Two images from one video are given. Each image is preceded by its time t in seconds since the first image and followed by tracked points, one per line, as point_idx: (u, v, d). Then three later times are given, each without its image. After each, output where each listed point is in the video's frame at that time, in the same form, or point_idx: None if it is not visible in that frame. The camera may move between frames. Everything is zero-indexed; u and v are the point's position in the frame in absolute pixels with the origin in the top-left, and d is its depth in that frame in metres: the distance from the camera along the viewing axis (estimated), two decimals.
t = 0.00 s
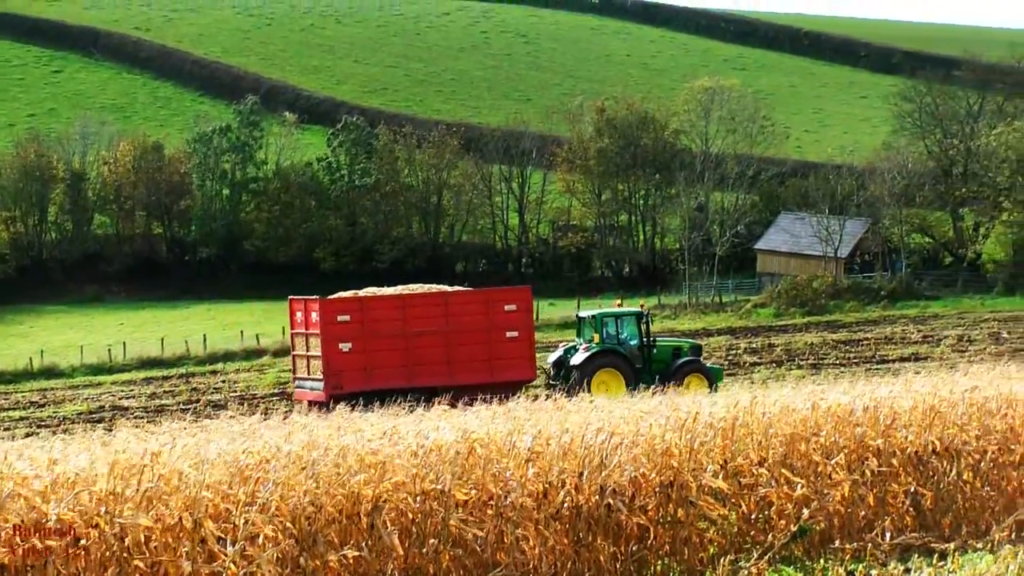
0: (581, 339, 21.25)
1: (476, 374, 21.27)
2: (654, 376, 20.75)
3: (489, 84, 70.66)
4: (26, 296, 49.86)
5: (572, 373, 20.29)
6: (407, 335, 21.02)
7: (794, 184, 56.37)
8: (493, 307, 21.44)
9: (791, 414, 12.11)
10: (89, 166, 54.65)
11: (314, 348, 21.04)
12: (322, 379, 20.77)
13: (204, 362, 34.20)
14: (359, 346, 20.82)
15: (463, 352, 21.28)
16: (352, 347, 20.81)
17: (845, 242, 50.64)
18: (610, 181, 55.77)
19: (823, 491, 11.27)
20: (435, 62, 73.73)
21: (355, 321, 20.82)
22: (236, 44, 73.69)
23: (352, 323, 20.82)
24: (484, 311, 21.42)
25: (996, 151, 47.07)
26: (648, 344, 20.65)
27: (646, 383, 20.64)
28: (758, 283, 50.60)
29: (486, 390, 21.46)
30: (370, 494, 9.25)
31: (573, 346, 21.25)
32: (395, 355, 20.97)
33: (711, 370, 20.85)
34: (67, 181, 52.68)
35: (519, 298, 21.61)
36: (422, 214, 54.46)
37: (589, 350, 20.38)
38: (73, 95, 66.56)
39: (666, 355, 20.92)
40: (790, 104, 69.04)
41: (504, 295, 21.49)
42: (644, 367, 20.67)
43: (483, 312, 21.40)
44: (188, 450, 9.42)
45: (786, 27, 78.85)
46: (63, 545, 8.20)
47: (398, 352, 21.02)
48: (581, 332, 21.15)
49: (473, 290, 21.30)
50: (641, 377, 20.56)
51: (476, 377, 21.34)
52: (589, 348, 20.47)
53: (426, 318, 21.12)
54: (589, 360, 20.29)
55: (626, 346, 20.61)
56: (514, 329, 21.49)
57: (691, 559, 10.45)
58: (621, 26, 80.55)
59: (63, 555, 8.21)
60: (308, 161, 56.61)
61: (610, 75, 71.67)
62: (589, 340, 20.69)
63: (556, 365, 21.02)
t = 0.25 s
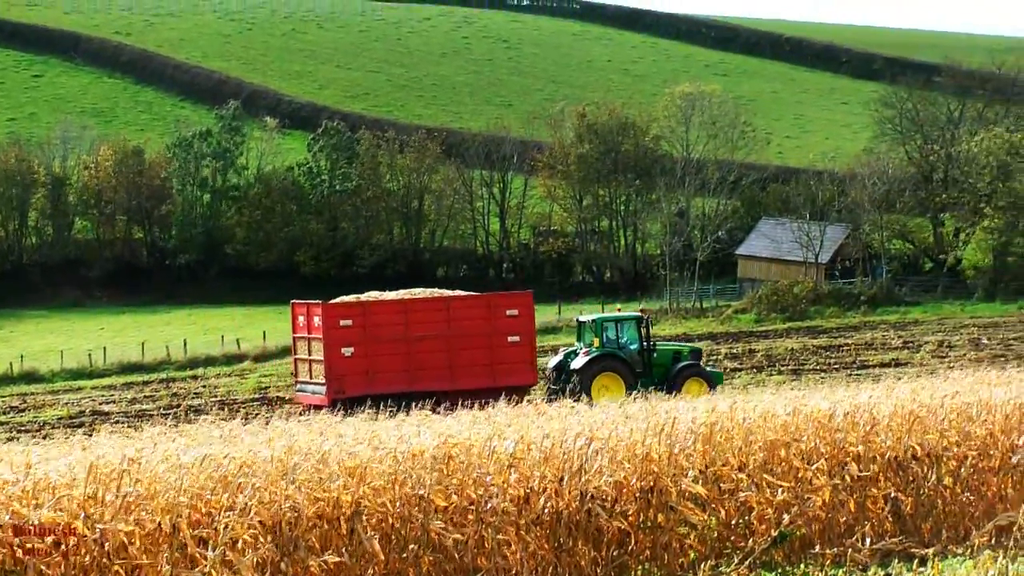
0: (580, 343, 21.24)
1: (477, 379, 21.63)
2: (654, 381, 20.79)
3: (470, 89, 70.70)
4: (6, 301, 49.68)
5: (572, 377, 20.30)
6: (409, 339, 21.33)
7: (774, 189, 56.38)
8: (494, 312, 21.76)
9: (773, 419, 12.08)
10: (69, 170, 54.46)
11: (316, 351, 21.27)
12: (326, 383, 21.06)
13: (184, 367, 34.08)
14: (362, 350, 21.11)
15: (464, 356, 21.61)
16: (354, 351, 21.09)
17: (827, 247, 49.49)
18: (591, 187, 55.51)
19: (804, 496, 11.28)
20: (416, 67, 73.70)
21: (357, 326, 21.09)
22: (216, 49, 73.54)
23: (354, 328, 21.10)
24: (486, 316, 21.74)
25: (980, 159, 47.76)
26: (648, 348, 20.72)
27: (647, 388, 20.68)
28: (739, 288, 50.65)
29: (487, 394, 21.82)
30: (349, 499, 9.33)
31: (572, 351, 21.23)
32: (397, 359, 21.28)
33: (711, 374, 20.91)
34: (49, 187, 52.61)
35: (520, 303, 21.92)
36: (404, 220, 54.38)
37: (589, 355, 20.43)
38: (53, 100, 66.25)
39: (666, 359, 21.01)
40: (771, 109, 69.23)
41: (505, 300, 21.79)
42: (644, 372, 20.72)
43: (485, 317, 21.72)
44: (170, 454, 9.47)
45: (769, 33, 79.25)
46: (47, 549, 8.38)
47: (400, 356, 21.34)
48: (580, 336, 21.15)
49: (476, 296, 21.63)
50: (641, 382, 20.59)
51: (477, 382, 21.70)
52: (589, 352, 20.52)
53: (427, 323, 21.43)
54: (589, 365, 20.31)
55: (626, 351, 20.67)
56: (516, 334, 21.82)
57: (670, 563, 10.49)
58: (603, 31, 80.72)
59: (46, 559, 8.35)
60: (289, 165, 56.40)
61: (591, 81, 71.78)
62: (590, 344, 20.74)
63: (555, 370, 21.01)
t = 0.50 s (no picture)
0: (582, 346, 22.10)
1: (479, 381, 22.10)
2: (655, 383, 21.67)
3: (451, 93, 71.61)
4: None
5: (575, 380, 21.20)
6: (412, 342, 21.81)
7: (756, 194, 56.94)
8: (496, 315, 22.25)
9: (754, 421, 11.93)
10: (50, 173, 55.72)
11: (319, 354, 21.79)
12: (330, 386, 21.52)
13: (165, 370, 34.94)
14: (365, 353, 21.57)
15: (466, 359, 22.09)
16: (357, 353, 21.55)
17: (807, 251, 50.51)
18: (572, 192, 56.30)
19: (784, 499, 11.09)
20: (396, 72, 74.73)
21: (361, 329, 21.57)
22: (198, 52, 74.34)
23: (358, 331, 21.57)
24: (488, 320, 22.23)
25: (962, 162, 48.80)
26: (649, 352, 21.56)
27: (647, 391, 21.55)
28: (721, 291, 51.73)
29: (488, 396, 22.29)
30: (330, 504, 9.70)
31: (575, 353, 22.07)
32: (400, 362, 21.76)
33: (710, 376, 21.80)
34: (30, 189, 53.88)
35: (521, 307, 22.37)
36: (385, 222, 55.31)
37: (591, 358, 21.31)
38: (35, 103, 67.01)
39: (666, 362, 21.92)
40: (752, 114, 70.13)
41: (507, 303, 22.26)
42: (645, 375, 21.58)
43: (486, 321, 22.21)
44: (155, 458, 9.93)
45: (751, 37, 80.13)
46: (30, 554, 8.87)
47: (402, 359, 21.81)
48: (583, 340, 22.00)
49: (477, 300, 22.09)
50: (642, 383, 21.46)
51: (479, 384, 22.18)
52: (591, 356, 21.40)
53: (429, 326, 21.91)
54: (591, 368, 21.21)
55: (629, 354, 21.52)
56: (516, 338, 22.30)
57: (651, 567, 10.51)
58: (584, 35, 81.60)
59: (25, 562, 8.83)
60: (271, 170, 57.54)
61: (572, 84, 72.59)
62: (591, 347, 21.60)
63: (558, 372, 21.88)
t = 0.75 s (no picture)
0: (584, 348, 22.01)
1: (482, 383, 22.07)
2: (657, 386, 21.62)
3: (431, 96, 71.54)
4: None
5: (578, 382, 21.12)
6: (416, 345, 21.70)
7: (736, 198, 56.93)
8: (499, 318, 22.24)
9: (734, 425, 11.83)
10: (30, 175, 55.51)
11: (323, 356, 21.62)
12: (333, 388, 21.31)
13: (144, 373, 34.72)
14: (368, 355, 21.42)
15: (469, 361, 22.04)
16: (360, 356, 21.40)
17: (788, 255, 49.59)
18: (552, 195, 56.33)
19: (764, 504, 11.01)
20: (376, 74, 74.61)
21: (364, 331, 21.39)
22: (178, 54, 73.99)
23: (361, 333, 21.39)
24: (491, 322, 22.21)
25: (942, 168, 49.24)
26: (652, 354, 21.51)
27: (649, 393, 21.50)
28: (700, 295, 51.76)
29: (491, 397, 22.27)
30: (309, 508, 9.60)
31: (577, 355, 21.99)
32: (403, 364, 21.64)
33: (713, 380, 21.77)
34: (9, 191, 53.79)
35: (524, 309, 22.42)
36: (364, 225, 55.16)
37: (594, 360, 21.23)
38: (13, 104, 66.61)
39: (669, 365, 21.87)
40: (732, 118, 70.28)
41: (510, 306, 22.27)
42: (648, 377, 21.53)
43: (490, 323, 22.19)
44: (133, 461, 9.90)
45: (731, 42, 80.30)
46: (6, 556, 8.78)
47: (406, 361, 21.69)
48: (585, 342, 21.91)
49: (481, 302, 22.03)
50: (644, 386, 21.39)
51: (482, 386, 22.14)
52: (594, 358, 21.32)
53: (434, 328, 21.82)
54: (594, 370, 21.13)
55: (631, 356, 21.44)
56: (519, 340, 22.32)
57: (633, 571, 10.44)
58: (565, 39, 81.64)
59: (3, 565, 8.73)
60: (251, 172, 57.40)
61: (552, 88, 72.62)
62: (594, 349, 21.51)
63: (561, 374, 21.79)
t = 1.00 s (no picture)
0: (583, 348, 21.93)
1: (485, 383, 21.79)
2: (657, 387, 21.57)
3: (414, 97, 71.43)
4: None
5: (578, 382, 21.05)
6: (419, 345, 21.44)
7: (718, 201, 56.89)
8: (501, 318, 22.00)
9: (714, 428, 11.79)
10: (12, 175, 54.70)
11: (325, 356, 21.38)
12: (334, 388, 21.06)
13: (126, 373, 34.50)
14: (371, 355, 21.17)
15: (471, 362, 21.79)
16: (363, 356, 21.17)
17: (769, 257, 50.39)
18: (534, 197, 56.02)
19: (744, 506, 10.98)
20: (359, 75, 74.43)
21: (367, 331, 21.17)
22: (161, 54, 73.64)
23: (364, 333, 21.16)
24: (494, 323, 21.97)
25: (922, 171, 49.36)
26: (653, 355, 21.46)
27: (649, 395, 21.45)
28: (683, 297, 51.86)
29: (494, 399, 21.98)
30: (289, 508, 9.51)
31: (577, 356, 21.91)
32: (406, 364, 21.40)
33: (713, 381, 21.75)
34: None
35: (527, 309, 22.16)
36: (346, 226, 55.05)
37: (595, 361, 21.17)
38: None
39: (668, 365, 21.82)
40: (714, 121, 70.45)
41: (512, 307, 22.02)
42: (647, 378, 21.47)
43: (493, 323, 21.93)
44: (113, 459, 9.82)
45: (712, 44, 80.43)
46: None
47: (408, 361, 21.44)
48: (585, 342, 21.81)
49: (483, 303, 21.80)
50: (644, 387, 21.33)
51: (483, 387, 21.86)
52: (594, 359, 21.25)
53: (436, 329, 21.58)
54: (594, 371, 21.06)
55: (632, 357, 21.38)
56: (521, 341, 22.06)
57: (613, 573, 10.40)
58: (548, 40, 81.65)
59: None
60: (233, 172, 57.18)
61: (535, 89, 72.58)
62: (595, 350, 21.38)
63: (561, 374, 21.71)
